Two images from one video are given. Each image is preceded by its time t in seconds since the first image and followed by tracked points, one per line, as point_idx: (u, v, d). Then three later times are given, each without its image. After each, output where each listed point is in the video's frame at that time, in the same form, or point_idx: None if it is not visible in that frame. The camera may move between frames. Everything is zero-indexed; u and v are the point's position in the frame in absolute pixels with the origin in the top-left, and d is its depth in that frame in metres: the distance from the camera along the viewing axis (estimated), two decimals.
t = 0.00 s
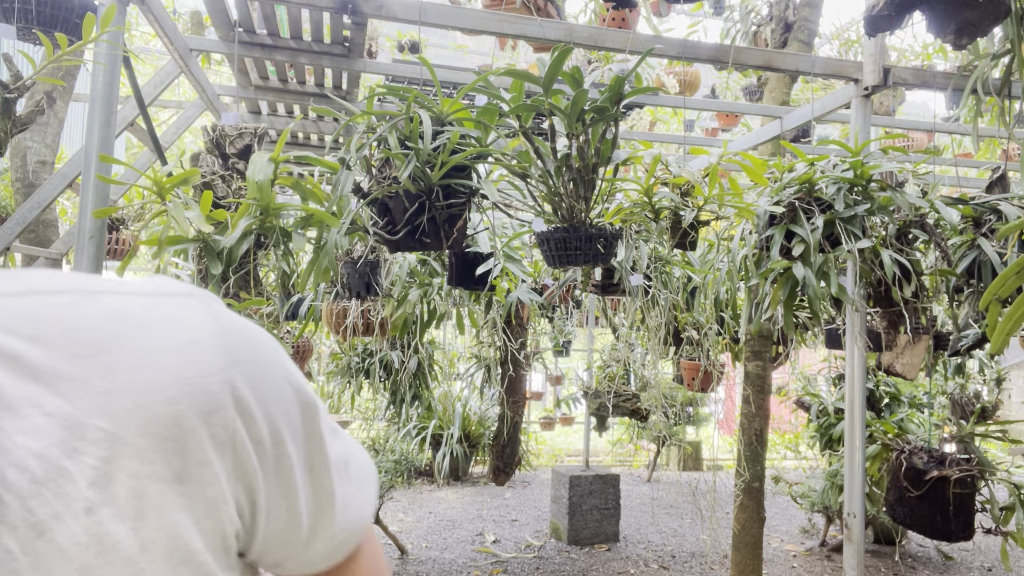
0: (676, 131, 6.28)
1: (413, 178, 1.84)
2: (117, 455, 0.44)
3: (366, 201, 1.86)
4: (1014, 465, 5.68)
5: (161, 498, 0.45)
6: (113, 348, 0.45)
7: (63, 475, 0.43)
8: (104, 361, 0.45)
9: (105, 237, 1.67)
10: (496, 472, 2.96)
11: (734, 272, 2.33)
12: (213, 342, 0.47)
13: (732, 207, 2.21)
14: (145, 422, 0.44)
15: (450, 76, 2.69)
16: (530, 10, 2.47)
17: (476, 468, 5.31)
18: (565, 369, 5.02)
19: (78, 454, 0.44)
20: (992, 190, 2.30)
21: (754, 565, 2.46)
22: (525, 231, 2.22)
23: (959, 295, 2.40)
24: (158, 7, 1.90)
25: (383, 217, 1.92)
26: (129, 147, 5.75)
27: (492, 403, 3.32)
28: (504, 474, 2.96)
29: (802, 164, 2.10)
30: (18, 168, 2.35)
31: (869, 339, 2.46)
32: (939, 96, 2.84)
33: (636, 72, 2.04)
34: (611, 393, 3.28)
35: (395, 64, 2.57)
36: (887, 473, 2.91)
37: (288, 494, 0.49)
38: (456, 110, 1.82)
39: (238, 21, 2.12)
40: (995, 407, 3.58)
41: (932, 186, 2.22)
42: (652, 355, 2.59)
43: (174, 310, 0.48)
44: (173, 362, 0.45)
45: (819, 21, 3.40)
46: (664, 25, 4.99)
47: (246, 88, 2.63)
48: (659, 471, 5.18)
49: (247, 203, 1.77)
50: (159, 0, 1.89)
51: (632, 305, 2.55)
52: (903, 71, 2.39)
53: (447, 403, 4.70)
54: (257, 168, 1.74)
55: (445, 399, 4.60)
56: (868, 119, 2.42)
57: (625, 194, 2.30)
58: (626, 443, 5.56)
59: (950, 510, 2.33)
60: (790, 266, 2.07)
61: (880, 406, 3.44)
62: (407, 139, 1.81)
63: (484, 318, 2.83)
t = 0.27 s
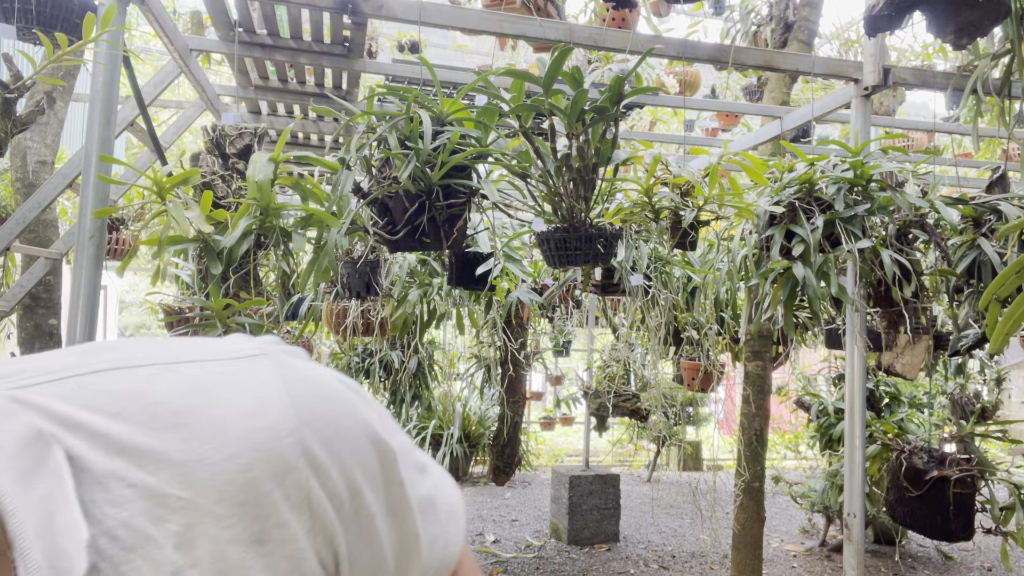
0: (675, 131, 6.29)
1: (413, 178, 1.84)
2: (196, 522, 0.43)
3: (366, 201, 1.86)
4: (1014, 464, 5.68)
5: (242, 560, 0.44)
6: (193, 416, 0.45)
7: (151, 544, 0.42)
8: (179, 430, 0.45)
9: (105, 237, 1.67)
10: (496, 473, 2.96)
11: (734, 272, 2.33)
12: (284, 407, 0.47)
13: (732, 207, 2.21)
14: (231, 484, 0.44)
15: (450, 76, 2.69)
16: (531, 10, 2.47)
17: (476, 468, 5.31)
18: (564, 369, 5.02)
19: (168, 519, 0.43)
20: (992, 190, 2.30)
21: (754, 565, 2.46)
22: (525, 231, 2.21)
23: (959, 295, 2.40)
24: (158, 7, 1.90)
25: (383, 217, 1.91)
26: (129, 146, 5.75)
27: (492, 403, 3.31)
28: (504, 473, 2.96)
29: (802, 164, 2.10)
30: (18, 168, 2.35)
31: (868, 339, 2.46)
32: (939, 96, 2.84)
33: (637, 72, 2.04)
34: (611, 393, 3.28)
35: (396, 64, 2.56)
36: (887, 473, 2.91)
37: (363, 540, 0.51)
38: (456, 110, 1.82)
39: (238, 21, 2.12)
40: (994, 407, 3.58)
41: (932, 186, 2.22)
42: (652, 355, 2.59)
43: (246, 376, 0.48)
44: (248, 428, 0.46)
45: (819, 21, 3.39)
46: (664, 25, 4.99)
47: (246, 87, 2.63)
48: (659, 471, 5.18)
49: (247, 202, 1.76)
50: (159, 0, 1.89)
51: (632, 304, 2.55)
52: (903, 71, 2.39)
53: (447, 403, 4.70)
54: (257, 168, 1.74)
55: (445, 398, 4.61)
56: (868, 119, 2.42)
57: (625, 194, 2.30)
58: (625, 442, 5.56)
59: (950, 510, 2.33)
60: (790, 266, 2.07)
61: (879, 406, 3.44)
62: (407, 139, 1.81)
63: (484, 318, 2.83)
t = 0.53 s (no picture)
0: (676, 131, 6.29)
1: (413, 178, 1.84)
2: (278, 378, 0.49)
3: (366, 201, 1.86)
4: (1014, 464, 5.68)
5: (309, 426, 0.49)
6: (295, 294, 0.52)
7: (235, 388, 0.49)
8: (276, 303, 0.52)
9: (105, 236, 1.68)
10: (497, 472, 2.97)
11: (734, 272, 2.33)
12: (372, 306, 0.52)
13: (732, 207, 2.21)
14: (300, 359, 0.50)
15: (450, 76, 2.69)
16: (530, 10, 2.47)
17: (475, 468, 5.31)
18: (564, 369, 5.02)
19: (248, 372, 0.50)
20: (992, 190, 2.30)
21: (754, 565, 2.46)
22: (525, 231, 2.21)
23: (959, 295, 2.40)
24: (158, 8, 1.90)
25: (383, 217, 1.92)
26: (129, 146, 5.75)
27: (492, 403, 3.31)
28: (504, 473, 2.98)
29: (802, 164, 2.10)
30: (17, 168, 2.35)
31: (868, 339, 2.46)
32: (939, 96, 2.84)
33: (636, 72, 2.04)
34: (611, 393, 3.28)
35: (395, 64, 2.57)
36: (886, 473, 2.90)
37: (419, 449, 0.53)
38: (456, 110, 1.82)
39: (238, 21, 2.12)
40: (994, 407, 3.58)
41: (932, 186, 2.22)
42: (652, 355, 2.59)
43: (350, 276, 0.54)
44: (335, 314, 0.51)
45: (819, 21, 3.39)
46: (664, 25, 4.99)
47: (246, 88, 2.63)
48: (659, 472, 5.18)
49: (247, 202, 1.76)
50: (160, 0, 1.89)
51: (632, 305, 2.55)
52: (903, 71, 2.39)
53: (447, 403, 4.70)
54: (257, 168, 1.74)
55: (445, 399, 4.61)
56: (869, 119, 2.42)
57: (624, 194, 2.30)
58: (626, 443, 5.56)
59: (950, 510, 2.32)
60: (790, 266, 2.07)
61: (879, 406, 3.44)
62: (407, 139, 1.81)
63: (484, 318, 2.83)
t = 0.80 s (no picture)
0: (675, 131, 6.29)
1: (413, 178, 1.84)
2: (231, 266, 0.47)
3: (366, 201, 1.86)
4: (1014, 464, 5.68)
5: (245, 314, 0.46)
6: (285, 207, 0.51)
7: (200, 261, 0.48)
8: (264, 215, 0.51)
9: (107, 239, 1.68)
10: (496, 472, 2.98)
11: (734, 272, 2.33)
12: (344, 240, 0.49)
13: (732, 207, 2.21)
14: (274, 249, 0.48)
15: (450, 76, 2.68)
16: (531, 10, 2.47)
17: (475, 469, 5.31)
18: (564, 369, 5.02)
19: (218, 253, 0.48)
20: (992, 190, 2.30)
21: (754, 565, 2.46)
22: (525, 231, 2.22)
23: (959, 295, 2.40)
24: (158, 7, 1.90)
25: (383, 217, 1.92)
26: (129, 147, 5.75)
27: (492, 403, 3.31)
28: (504, 473, 3.00)
29: (802, 164, 2.10)
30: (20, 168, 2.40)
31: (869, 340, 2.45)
32: (939, 96, 2.84)
33: (636, 72, 2.04)
34: (611, 393, 3.28)
35: (396, 64, 2.57)
36: (886, 473, 2.91)
37: (350, 392, 0.47)
38: (456, 109, 1.81)
39: (238, 21, 2.12)
40: (994, 407, 3.58)
41: (932, 186, 2.22)
42: (652, 355, 2.59)
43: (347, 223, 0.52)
44: (308, 233, 0.49)
45: (819, 21, 3.39)
46: (663, 25, 4.99)
47: (246, 88, 2.63)
48: (659, 472, 5.18)
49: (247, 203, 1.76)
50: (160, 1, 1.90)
51: (632, 305, 2.55)
52: (903, 71, 2.39)
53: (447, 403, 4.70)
54: (257, 168, 1.74)
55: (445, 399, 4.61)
56: (869, 119, 2.42)
57: (625, 194, 2.30)
58: (625, 443, 5.56)
59: (950, 510, 2.33)
60: (790, 266, 2.07)
61: (879, 406, 3.44)
62: (407, 139, 1.80)
63: (484, 317, 2.83)
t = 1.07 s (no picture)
0: (676, 131, 6.29)
1: (413, 178, 1.84)
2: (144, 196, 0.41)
3: (366, 201, 1.86)
4: (1014, 464, 5.68)
5: (134, 239, 0.39)
6: (231, 162, 0.44)
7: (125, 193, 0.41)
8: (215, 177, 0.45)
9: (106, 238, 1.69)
10: (496, 472, 2.98)
11: (734, 272, 2.33)
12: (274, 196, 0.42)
13: (732, 207, 2.21)
14: (200, 180, 0.41)
15: (450, 76, 2.69)
16: (530, 10, 2.47)
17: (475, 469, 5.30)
18: (565, 369, 5.02)
19: (140, 190, 0.41)
20: (992, 190, 2.30)
21: (754, 565, 2.46)
22: (525, 231, 2.22)
23: (959, 295, 2.40)
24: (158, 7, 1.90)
25: (383, 217, 1.92)
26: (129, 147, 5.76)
27: (492, 403, 3.31)
28: (504, 473, 2.99)
29: (802, 164, 2.10)
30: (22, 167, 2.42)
31: (869, 340, 2.45)
32: (939, 97, 2.84)
33: (636, 72, 2.04)
34: (611, 393, 3.28)
35: (395, 64, 2.57)
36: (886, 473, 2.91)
37: (217, 330, 0.38)
38: (456, 109, 1.82)
39: (238, 21, 2.12)
40: (994, 407, 3.58)
41: (932, 186, 2.22)
42: (652, 355, 2.59)
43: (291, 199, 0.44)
44: (240, 180, 0.42)
45: (819, 21, 3.39)
46: (664, 25, 4.99)
47: (246, 88, 2.63)
48: (660, 472, 5.18)
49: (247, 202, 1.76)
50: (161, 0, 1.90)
51: (632, 305, 2.55)
52: (903, 71, 2.39)
53: (447, 403, 4.70)
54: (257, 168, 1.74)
55: (445, 399, 4.61)
56: (869, 119, 2.42)
57: (624, 194, 2.30)
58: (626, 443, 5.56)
59: (950, 510, 2.33)
60: (790, 266, 2.07)
61: (879, 406, 3.44)
62: (407, 139, 1.80)
63: (484, 317, 2.83)
